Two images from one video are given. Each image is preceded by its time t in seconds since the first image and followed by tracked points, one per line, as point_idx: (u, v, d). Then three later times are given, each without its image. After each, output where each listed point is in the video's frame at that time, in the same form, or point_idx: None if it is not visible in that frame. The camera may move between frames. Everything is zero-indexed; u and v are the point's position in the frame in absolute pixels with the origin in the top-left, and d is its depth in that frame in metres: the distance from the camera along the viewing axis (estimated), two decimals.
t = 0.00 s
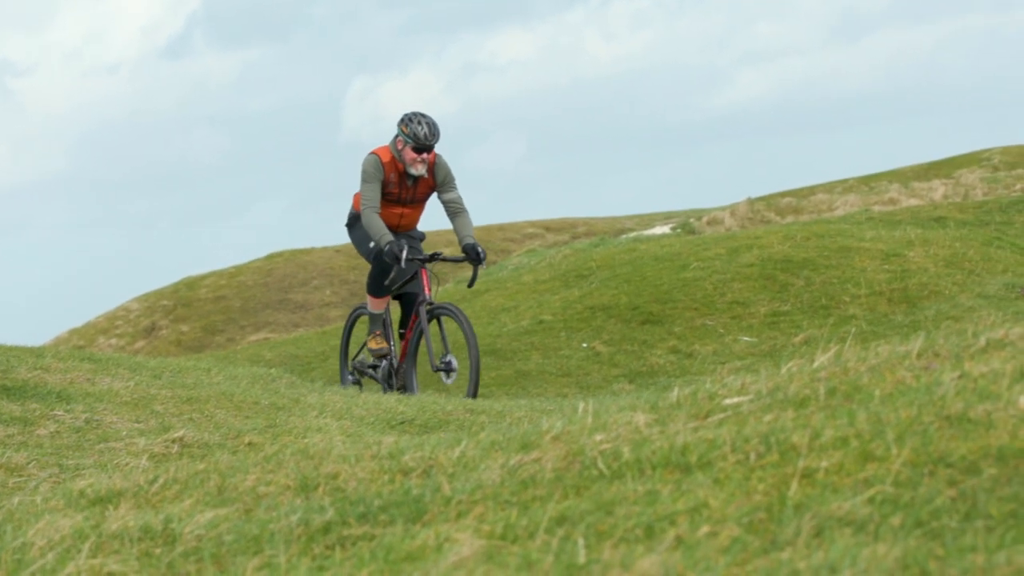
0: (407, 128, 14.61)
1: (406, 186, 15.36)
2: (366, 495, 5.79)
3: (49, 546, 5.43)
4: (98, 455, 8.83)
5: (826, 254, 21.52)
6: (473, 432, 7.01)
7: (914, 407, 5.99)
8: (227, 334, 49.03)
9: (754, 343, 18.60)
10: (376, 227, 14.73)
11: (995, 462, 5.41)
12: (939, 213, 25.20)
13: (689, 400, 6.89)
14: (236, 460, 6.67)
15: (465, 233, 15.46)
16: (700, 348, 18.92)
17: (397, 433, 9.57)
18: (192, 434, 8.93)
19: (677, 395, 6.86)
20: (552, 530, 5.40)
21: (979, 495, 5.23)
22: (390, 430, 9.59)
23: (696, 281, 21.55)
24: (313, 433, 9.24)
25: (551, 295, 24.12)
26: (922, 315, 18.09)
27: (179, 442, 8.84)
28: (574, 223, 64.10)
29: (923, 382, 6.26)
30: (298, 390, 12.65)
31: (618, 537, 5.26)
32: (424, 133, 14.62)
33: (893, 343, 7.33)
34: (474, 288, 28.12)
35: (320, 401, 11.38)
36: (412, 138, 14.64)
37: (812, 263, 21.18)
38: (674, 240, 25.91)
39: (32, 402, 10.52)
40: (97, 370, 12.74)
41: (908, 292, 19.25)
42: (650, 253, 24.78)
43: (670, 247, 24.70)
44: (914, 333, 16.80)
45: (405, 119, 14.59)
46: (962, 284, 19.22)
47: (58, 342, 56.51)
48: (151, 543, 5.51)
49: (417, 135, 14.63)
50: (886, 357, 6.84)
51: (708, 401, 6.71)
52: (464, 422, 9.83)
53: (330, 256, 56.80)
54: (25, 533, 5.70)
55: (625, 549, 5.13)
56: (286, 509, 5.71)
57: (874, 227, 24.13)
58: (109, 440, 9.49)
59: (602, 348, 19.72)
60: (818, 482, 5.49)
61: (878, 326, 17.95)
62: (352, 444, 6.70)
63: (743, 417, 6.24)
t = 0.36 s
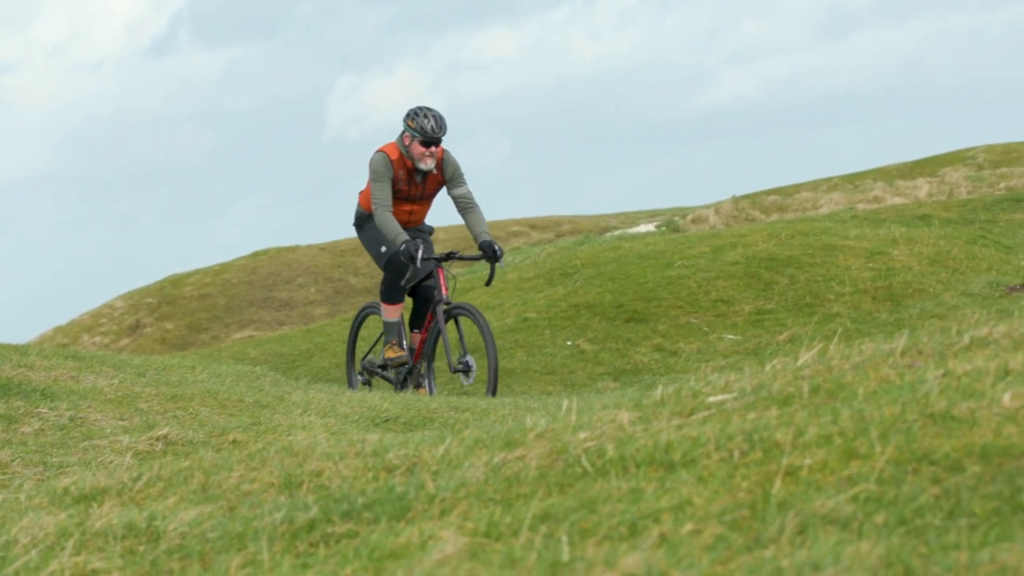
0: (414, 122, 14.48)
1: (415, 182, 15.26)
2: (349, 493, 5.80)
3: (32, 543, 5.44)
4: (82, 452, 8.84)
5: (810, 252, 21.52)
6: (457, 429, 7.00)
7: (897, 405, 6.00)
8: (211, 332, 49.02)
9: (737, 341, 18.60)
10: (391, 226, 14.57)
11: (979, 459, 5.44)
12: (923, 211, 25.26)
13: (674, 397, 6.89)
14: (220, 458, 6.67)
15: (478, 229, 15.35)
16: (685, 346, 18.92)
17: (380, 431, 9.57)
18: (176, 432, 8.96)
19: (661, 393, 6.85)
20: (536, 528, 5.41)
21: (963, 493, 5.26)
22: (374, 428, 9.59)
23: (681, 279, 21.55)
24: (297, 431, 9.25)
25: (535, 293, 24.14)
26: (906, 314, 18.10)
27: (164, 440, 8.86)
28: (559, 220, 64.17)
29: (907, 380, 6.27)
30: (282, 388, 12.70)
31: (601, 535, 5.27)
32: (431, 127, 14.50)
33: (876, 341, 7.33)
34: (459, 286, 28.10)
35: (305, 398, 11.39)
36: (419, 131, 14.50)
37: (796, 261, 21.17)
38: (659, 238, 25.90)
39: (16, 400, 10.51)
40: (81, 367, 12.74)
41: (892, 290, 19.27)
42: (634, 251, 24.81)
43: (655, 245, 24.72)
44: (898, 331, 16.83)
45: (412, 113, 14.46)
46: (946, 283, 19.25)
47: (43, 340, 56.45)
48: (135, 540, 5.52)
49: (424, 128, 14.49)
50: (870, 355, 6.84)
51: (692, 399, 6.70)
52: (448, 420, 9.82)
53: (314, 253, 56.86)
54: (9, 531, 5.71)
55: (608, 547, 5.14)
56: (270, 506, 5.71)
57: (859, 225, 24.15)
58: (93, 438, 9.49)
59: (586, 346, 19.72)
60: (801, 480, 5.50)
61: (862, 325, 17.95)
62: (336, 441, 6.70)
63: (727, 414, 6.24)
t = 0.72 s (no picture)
0: (426, 115, 13.98)
1: (429, 178, 14.70)
2: (334, 489, 5.80)
3: (17, 540, 5.46)
4: (67, 448, 8.85)
5: (796, 249, 21.53)
6: (441, 425, 7.00)
7: (882, 401, 6.01)
8: (196, 328, 48.86)
9: (723, 337, 18.60)
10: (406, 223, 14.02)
11: (963, 456, 5.48)
12: (909, 208, 25.32)
13: (659, 393, 6.88)
14: (205, 454, 6.66)
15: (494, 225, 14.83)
16: (670, 343, 18.93)
17: (365, 427, 9.58)
18: (161, 428, 9.00)
19: (646, 390, 6.84)
20: (521, 524, 5.43)
21: (947, 490, 5.31)
22: (359, 424, 9.59)
23: (667, 276, 21.58)
24: (282, 427, 9.26)
25: (521, 289, 24.16)
26: (892, 310, 18.06)
27: (149, 436, 8.91)
28: (545, 216, 64.23)
29: (892, 377, 6.27)
30: (269, 385, 12.73)
31: (587, 531, 5.29)
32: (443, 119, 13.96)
33: (861, 338, 7.34)
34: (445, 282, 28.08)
35: (291, 395, 11.41)
36: (432, 125, 14.00)
37: (782, 258, 21.17)
38: (644, 235, 25.92)
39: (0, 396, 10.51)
40: (66, 363, 12.75)
41: (878, 287, 19.27)
42: (619, 247, 24.86)
43: (641, 242, 24.76)
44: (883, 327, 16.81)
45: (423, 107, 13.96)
46: (932, 279, 19.26)
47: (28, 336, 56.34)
48: (120, 536, 5.53)
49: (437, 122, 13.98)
50: (855, 351, 6.84)
51: (677, 395, 6.69)
52: (433, 415, 9.80)
53: (300, 249, 56.80)
54: None
55: (593, 543, 5.16)
56: (254, 502, 5.72)
57: (845, 222, 24.17)
58: (78, 434, 9.49)
59: (572, 343, 19.73)
60: (786, 477, 5.51)
61: (848, 321, 17.92)
62: (321, 437, 6.70)
63: (712, 411, 6.24)
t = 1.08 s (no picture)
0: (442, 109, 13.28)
1: (444, 172, 14.05)
2: (320, 486, 5.80)
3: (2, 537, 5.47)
4: (53, 445, 8.86)
5: (782, 246, 21.54)
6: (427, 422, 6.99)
7: (868, 398, 6.01)
8: (183, 326, 48.03)
9: (708, 334, 18.44)
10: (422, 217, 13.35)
11: (948, 454, 5.51)
12: (895, 206, 25.35)
13: (645, 390, 6.87)
14: (191, 450, 6.66)
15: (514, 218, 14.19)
16: (656, 340, 18.89)
17: (351, 425, 9.60)
18: (147, 425, 9.06)
19: (632, 386, 6.82)
20: (506, 521, 5.44)
21: (932, 487, 5.34)
22: (345, 421, 9.60)
23: (652, 273, 21.63)
24: (269, 424, 9.28)
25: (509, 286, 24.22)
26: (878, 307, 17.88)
27: (136, 433, 8.98)
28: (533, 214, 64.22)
29: (878, 374, 6.28)
30: (255, 382, 12.78)
31: (571, 528, 5.30)
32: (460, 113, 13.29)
33: (847, 335, 7.33)
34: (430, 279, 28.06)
35: (276, 392, 11.41)
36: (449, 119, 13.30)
37: (767, 255, 21.18)
38: (630, 232, 25.94)
39: None
40: (52, 360, 12.73)
41: (864, 284, 19.12)
42: (605, 245, 24.89)
43: (627, 240, 24.83)
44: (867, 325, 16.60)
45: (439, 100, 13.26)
46: (918, 276, 19.11)
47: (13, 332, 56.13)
48: (105, 533, 5.54)
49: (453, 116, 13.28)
50: (841, 348, 6.84)
51: (663, 392, 6.68)
52: (419, 413, 9.79)
53: (286, 247, 56.81)
54: None
55: (578, 541, 5.18)
56: (240, 499, 5.73)
57: (831, 220, 24.13)
58: (64, 431, 9.49)
59: (558, 340, 19.76)
60: (771, 474, 5.53)
61: (834, 317, 17.72)
62: (307, 434, 6.69)
63: (697, 408, 6.24)
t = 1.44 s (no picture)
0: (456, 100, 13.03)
1: (457, 165, 13.76)
2: (298, 483, 5.81)
3: None
4: (31, 442, 8.89)
5: (761, 243, 21.53)
6: (404, 419, 6.98)
7: (847, 396, 6.01)
8: (163, 323, 48.10)
9: (687, 332, 18.49)
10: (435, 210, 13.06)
11: (927, 451, 5.53)
12: (874, 203, 25.39)
13: (624, 387, 6.86)
14: (169, 447, 6.67)
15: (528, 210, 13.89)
16: (636, 337, 18.91)
17: (330, 422, 9.63)
18: (126, 422, 9.12)
19: (611, 384, 6.82)
20: (485, 518, 5.44)
21: (911, 485, 5.37)
22: (323, 418, 9.63)
23: (633, 270, 21.62)
24: (248, 420, 9.32)
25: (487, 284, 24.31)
26: (857, 305, 17.94)
27: (114, 430, 9.03)
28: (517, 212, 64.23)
29: (857, 372, 6.28)
30: (235, 377, 12.92)
31: (550, 526, 5.31)
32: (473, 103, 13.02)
33: (826, 332, 7.33)
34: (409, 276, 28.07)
35: (255, 389, 11.44)
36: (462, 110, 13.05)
37: (747, 252, 21.16)
38: (611, 229, 25.94)
39: None
40: (31, 357, 12.72)
41: (843, 282, 19.20)
42: (585, 242, 24.91)
43: (608, 237, 24.82)
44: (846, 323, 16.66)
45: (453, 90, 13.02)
46: (897, 274, 19.22)
47: None
48: (84, 530, 5.56)
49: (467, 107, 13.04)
50: (820, 345, 6.84)
51: (642, 389, 6.67)
52: (396, 411, 9.78)
53: (264, 243, 56.69)
54: None
55: (556, 538, 5.19)
56: (219, 496, 5.73)
57: (811, 217, 24.16)
58: (42, 428, 9.49)
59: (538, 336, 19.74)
60: (750, 471, 5.53)
61: (813, 316, 17.78)
62: (285, 431, 6.69)
63: (676, 406, 6.24)
